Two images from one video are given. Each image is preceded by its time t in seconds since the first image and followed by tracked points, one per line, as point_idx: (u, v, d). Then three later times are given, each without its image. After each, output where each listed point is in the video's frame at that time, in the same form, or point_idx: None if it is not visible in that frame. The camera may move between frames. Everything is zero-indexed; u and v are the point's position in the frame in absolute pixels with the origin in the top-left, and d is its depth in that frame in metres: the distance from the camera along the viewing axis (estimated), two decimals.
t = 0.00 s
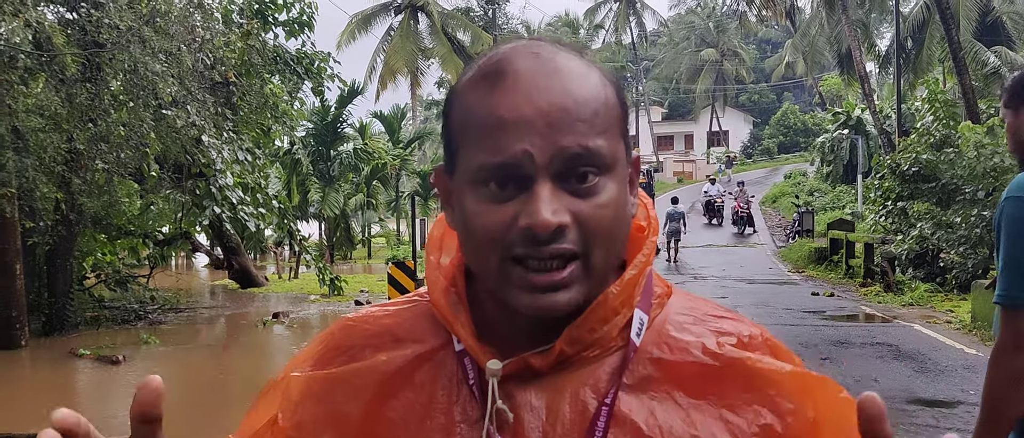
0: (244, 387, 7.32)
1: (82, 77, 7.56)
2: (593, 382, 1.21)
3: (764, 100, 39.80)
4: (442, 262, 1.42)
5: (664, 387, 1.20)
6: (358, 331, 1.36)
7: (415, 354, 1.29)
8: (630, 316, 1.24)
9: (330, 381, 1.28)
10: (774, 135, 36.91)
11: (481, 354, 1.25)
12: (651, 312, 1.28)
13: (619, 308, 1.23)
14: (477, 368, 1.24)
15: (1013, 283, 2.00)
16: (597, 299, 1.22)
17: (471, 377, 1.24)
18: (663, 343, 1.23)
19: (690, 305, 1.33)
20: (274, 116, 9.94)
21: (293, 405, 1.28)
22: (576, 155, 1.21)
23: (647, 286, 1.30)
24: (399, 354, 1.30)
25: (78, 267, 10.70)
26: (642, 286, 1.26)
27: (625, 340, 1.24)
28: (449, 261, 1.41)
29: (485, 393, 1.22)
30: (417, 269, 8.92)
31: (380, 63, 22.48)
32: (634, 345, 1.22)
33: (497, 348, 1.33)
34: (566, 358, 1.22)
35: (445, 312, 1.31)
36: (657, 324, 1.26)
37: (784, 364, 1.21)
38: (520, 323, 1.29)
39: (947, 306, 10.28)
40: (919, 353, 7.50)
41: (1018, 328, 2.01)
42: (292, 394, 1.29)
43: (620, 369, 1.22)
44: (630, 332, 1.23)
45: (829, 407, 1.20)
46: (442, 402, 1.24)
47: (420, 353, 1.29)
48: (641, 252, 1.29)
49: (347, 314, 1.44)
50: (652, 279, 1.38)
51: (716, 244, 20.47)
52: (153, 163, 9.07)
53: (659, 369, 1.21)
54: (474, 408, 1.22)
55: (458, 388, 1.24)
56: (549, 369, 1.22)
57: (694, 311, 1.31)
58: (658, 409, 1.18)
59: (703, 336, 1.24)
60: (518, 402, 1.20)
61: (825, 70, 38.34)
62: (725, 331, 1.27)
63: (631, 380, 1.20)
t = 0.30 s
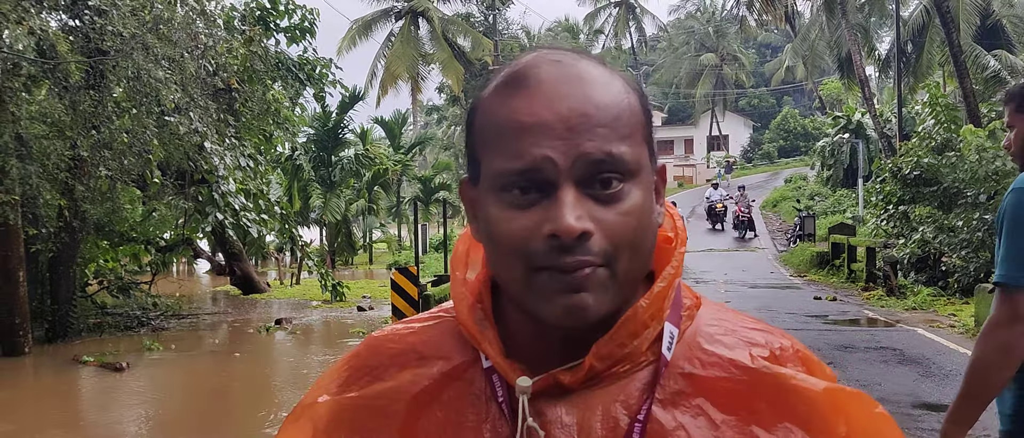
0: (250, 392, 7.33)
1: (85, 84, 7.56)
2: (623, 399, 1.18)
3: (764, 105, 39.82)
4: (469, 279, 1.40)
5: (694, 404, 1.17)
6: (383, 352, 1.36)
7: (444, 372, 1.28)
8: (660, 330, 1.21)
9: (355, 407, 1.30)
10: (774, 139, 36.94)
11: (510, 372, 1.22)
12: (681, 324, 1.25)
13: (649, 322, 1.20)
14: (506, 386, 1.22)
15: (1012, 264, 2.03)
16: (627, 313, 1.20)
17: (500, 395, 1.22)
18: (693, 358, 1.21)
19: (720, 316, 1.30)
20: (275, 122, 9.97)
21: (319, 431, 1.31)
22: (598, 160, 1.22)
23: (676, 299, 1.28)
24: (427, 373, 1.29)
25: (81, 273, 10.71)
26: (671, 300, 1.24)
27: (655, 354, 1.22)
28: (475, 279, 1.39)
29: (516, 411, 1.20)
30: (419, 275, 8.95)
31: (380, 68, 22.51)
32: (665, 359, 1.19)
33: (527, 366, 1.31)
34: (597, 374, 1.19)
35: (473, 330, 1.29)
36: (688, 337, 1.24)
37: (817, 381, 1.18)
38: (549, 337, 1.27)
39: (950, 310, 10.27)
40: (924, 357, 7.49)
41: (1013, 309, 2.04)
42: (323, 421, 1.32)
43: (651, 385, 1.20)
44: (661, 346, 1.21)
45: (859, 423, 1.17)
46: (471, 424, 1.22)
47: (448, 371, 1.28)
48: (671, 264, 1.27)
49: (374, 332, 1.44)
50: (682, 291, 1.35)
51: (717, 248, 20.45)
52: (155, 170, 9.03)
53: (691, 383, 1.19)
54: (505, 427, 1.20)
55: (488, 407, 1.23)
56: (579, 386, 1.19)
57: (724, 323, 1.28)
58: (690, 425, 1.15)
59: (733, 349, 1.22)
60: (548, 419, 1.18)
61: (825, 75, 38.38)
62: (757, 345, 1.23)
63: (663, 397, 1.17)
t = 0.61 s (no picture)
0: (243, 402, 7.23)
1: (78, 91, 7.56)
2: (656, 407, 1.19)
3: (753, 106, 40.01)
4: (496, 289, 1.42)
5: (727, 415, 1.19)
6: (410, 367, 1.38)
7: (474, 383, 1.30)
8: (691, 336, 1.23)
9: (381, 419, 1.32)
10: (764, 141, 37.10)
11: (541, 380, 1.24)
12: (711, 330, 1.27)
13: (680, 327, 1.21)
14: (536, 393, 1.25)
15: (1013, 263, 2.07)
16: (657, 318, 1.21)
17: (531, 403, 1.25)
18: (724, 362, 1.23)
19: (751, 322, 1.31)
20: (268, 128, 9.94)
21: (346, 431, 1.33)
22: (614, 156, 1.23)
23: (704, 305, 1.29)
24: (455, 384, 1.31)
25: (73, 281, 10.63)
26: (700, 305, 1.26)
27: (687, 361, 1.23)
28: (501, 289, 1.40)
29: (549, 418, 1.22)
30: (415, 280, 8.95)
31: (370, 73, 22.49)
32: (696, 366, 1.21)
33: (560, 373, 1.32)
34: (629, 382, 1.20)
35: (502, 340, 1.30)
36: (719, 343, 1.26)
37: (851, 393, 1.17)
38: (580, 343, 1.28)
39: (943, 310, 10.33)
40: (919, 357, 7.54)
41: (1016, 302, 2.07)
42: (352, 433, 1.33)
43: (683, 392, 1.21)
44: (692, 352, 1.22)
45: (898, 435, 1.15)
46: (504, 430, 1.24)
47: (477, 381, 1.31)
48: (697, 269, 1.28)
49: (397, 343, 1.46)
50: (709, 298, 1.37)
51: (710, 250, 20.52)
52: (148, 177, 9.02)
53: (724, 389, 1.21)
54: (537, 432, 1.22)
55: (519, 415, 1.25)
56: (610, 395, 1.19)
57: (753, 328, 1.29)
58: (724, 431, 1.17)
59: (762, 354, 1.23)
60: (581, 429, 1.18)
61: (813, 76, 38.58)
62: (786, 349, 1.24)
63: (694, 405, 1.19)
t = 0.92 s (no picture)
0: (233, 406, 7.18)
1: (65, 96, 7.54)
2: (668, 399, 1.20)
3: (739, 106, 40.22)
4: (504, 288, 1.43)
5: (741, 405, 1.18)
6: (419, 369, 1.38)
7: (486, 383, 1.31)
8: (700, 328, 1.23)
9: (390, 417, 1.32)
10: (750, 140, 37.30)
11: (552, 377, 1.25)
12: (721, 320, 1.28)
13: (690, 319, 1.22)
14: (546, 389, 1.26)
15: (975, 263, 2.42)
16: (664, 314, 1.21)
17: (542, 399, 1.26)
18: (734, 352, 1.23)
19: (762, 310, 1.31)
20: (256, 130, 9.91)
21: None
22: (615, 155, 1.23)
23: (713, 297, 1.29)
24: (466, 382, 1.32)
25: (61, 286, 10.53)
26: (708, 297, 1.26)
27: (697, 353, 1.24)
28: (509, 290, 1.41)
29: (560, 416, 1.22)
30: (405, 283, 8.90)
31: (358, 75, 22.44)
32: (707, 357, 1.22)
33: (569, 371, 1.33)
34: (639, 376, 1.20)
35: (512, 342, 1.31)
36: (730, 333, 1.26)
37: (864, 386, 1.14)
38: (589, 343, 1.28)
39: (931, 307, 10.41)
40: (909, 353, 7.61)
41: (986, 301, 2.40)
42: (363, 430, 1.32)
43: (695, 384, 1.22)
44: (702, 343, 1.23)
45: None
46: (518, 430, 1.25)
47: (491, 380, 1.32)
48: (706, 261, 1.29)
49: (406, 347, 1.47)
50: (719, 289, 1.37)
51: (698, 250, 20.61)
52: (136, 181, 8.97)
53: (737, 379, 1.20)
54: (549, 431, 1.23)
55: (531, 412, 1.26)
56: (620, 390, 1.20)
57: (764, 317, 1.29)
58: (739, 421, 1.17)
59: (773, 344, 1.22)
60: (592, 424, 1.19)
61: (799, 76, 38.80)
62: (797, 337, 1.22)
63: (705, 395, 1.20)
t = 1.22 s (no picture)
0: (227, 406, 7.18)
1: (58, 96, 7.47)
2: (670, 386, 1.20)
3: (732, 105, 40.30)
4: (506, 276, 1.43)
5: (743, 391, 1.18)
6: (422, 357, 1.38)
7: (486, 370, 1.31)
8: (702, 315, 1.23)
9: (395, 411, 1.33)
10: (744, 139, 37.40)
11: (554, 366, 1.25)
12: (723, 308, 1.27)
13: (691, 306, 1.21)
14: (548, 379, 1.26)
15: (890, 269, 2.58)
16: (666, 298, 1.21)
17: (544, 388, 1.26)
18: (737, 339, 1.22)
19: (764, 297, 1.31)
20: (249, 130, 9.87)
21: (361, 428, 1.34)
22: (624, 139, 1.22)
23: (716, 284, 1.29)
24: (468, 373, 1.32)
25: (53, 288, 10.46)
26: (711, 282, 1.26)
27: (699, 340, 1.23)
28: (512, 276, 1.41)
29: (561, 404, 1.22)
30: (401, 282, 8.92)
31: (351, 75, 22.41)
32: (709, 344, 1.21)
33: (569, 358, 1.33)
34: (641, 363, 1.20)
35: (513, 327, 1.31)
36: (731, 321, 1.25)
37: (870, 374, 1.14)
38: (591, 329, 1.28)
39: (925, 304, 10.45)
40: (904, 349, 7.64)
41: (901, 307, 2.55)
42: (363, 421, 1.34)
43: (697, 371, 1.21)
44: (704, 330, 1.22)
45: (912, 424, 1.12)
46: (517, 419, 1.25)
47: (493, 369, 1.31)
48: (709, 248, 1.28)
49: (411, 336, 1.47)
50: (722, 276, 1.37)
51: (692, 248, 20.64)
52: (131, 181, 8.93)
53: (739, 366, 1.20)
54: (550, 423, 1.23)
55: (531, 401, 1.26)
56: (622, 377, 1.20)
57: (766, 304, 1.28)
58: (741, 408, 1.16)
59: (775, 330, 1.22)
60: (594, 411, 1.19)
61: (792, 74, 38.92)
62: (799, 323, 1.22)
63: (707, 382, 1.19)
